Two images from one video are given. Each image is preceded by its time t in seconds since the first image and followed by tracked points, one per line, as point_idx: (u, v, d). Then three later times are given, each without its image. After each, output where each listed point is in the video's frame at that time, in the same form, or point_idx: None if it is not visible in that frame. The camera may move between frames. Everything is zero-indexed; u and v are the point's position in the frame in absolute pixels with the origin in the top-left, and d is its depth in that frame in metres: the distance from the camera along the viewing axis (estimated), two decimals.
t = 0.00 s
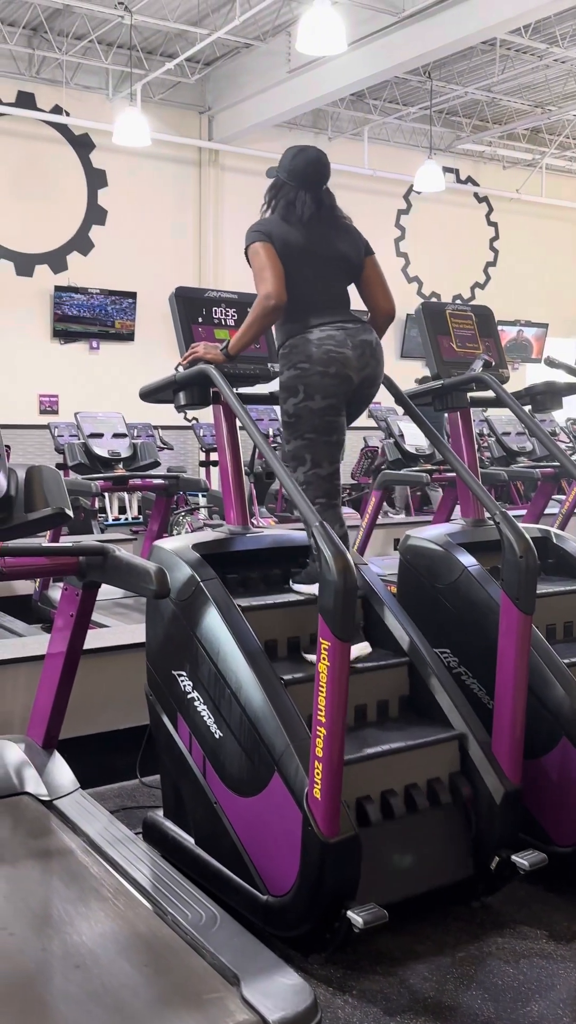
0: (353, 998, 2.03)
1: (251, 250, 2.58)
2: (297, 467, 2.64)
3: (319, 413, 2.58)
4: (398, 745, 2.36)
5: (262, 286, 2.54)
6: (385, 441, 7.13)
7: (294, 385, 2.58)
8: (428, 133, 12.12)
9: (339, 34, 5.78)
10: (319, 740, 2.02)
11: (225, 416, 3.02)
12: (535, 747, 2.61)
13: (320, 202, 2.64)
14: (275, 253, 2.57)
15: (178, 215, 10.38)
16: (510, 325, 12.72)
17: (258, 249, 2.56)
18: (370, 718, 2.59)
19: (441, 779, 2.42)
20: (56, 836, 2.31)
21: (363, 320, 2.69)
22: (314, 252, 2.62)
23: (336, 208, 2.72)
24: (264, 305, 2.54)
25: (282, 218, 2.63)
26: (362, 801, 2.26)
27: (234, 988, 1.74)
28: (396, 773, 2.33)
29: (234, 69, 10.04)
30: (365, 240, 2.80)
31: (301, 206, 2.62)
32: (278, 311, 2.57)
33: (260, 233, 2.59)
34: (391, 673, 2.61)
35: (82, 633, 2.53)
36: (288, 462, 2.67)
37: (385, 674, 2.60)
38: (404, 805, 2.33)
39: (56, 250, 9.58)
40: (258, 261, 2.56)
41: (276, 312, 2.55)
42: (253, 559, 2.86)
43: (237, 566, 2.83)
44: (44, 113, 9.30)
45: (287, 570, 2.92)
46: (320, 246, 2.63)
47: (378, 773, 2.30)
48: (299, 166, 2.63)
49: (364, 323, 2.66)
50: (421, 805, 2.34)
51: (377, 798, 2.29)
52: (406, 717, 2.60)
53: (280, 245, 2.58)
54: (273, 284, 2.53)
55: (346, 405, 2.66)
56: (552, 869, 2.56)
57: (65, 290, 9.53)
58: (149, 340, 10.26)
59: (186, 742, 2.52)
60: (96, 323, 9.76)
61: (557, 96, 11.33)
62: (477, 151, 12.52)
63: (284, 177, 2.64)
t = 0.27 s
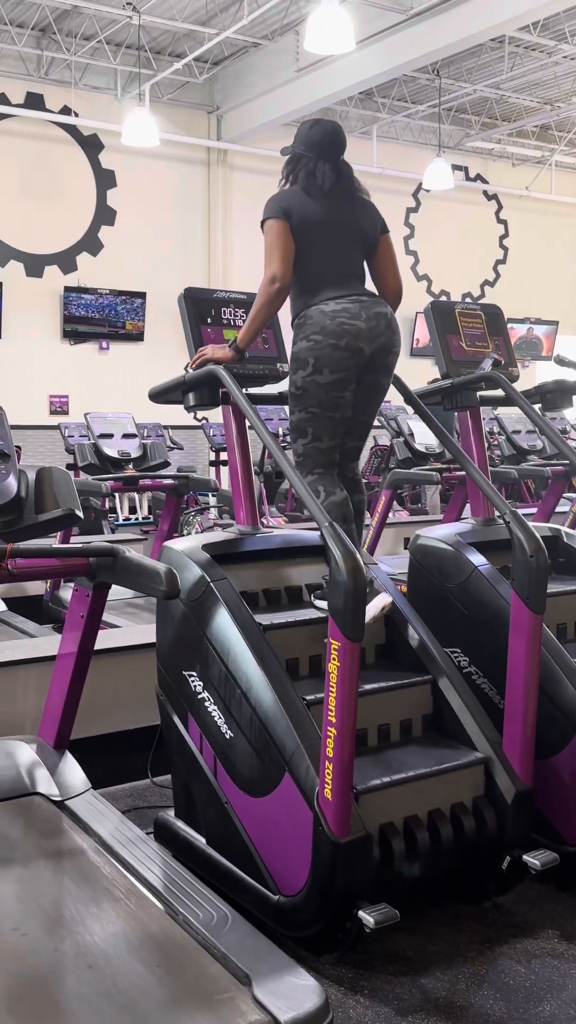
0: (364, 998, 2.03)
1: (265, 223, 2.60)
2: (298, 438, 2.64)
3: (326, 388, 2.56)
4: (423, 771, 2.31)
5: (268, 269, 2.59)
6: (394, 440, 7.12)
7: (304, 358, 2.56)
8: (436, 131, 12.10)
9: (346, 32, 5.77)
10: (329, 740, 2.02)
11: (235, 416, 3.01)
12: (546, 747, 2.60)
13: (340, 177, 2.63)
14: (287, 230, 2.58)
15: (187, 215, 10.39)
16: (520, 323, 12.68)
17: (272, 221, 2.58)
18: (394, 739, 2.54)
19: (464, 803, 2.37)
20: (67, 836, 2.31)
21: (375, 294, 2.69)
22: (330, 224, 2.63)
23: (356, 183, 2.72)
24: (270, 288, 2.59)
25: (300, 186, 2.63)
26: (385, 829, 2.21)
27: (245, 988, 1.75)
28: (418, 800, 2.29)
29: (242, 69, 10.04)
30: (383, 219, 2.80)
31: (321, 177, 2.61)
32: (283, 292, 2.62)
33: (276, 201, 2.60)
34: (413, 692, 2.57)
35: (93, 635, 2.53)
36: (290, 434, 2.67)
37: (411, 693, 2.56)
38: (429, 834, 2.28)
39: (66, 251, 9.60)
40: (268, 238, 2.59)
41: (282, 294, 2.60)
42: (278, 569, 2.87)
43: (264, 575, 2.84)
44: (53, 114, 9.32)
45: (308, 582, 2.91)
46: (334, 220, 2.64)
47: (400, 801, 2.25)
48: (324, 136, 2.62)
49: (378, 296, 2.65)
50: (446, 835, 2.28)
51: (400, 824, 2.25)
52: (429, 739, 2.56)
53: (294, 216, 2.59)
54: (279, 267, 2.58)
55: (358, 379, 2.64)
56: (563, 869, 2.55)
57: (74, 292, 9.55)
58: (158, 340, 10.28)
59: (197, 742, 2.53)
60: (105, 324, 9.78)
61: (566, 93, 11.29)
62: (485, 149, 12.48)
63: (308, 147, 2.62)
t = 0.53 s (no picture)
0: (379, 991, 2.04)
1: (290, 225, 2.60)
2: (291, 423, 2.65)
3: (329, 393, 2.58)
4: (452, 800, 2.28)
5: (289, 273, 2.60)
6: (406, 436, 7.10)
7: (314, 360, 2.56)
8: (447, 126, 12.06)
9: (356, 28, 5.76)
10: (342, 734, 2.03)
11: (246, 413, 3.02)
12: (559, 740, 2.60)
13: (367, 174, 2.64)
14: (311, 233, 2.58)
15: (197, 213, 10.40)
16: (531, 319, 12.65)
17: (297, 224, 2.58)
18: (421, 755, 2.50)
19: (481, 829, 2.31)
20: (82, 830, 2.33)
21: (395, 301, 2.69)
22: (355, 225, 2.62)
23: (381, 184, 2.72)
24: (289, 293, 2.60)
25: (328, 184, 2.63)
26: (399, 854, 2.15)
27: (260, 980, 1.76)
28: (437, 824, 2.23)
29: (251, 65, 10.03)
30: (408, 222, 2.79)
31: (349, 172, 2.61)
32: (303, 297, 2.63)
33: (304, 203, 2.60)
34: (443, 708, 2.53)
35: (107, 631, 2.55)
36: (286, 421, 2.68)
37: (436, 710, 2.51)
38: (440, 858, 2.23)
39: (76, 250, 9.63)
40: (291, 242, 2.59)
41: (302, 299, 2.62)
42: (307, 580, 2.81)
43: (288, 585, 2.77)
44: (64, 113, 9.34)
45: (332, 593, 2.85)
46: (361, 218, 2.63)
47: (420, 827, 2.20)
48: (346, 138, 2.66)
49: (396, 301, 2.65)
50: (454, 857, 2.25)
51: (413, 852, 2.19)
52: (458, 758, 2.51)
53: (321, 217, 2.59)
54: (299, 272, 2.59)
55: (366, 386, 2.65)
56: None
57: (85, 290, 9.57)
58: (169, 338, 10.30)
59: (210, 736, 2.54)
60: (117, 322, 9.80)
61: None
62: (496, 144, 12.44)
63: (330, 147, 2.65)
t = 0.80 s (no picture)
0: (402, 976, 2.07)
1: (317, 231, 2.61)
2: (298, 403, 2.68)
3: (344, 388, 2.59)
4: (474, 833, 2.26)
5: (317, 279, 2.61)
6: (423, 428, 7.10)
7: (332, 355, 2.57)
8: (461, 117, 12.01)
9: (371, 19, 5.75)
10: (364, 722, 2.05)
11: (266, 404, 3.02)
12: None
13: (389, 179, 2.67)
14: (339, 240, 2.59)
15: (212, 207, 10.40)
16: (547, 310, 12.59)
17: (325, 229, 2.58)
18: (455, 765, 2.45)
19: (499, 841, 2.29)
20: (107, 817, 2.36)
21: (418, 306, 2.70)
22: (380, 229, 2.63)
23: (402, 189, 2.75)
24: (315, 299, 2.62)
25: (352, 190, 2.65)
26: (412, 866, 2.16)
27: (285, 963, 1.79)
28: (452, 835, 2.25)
29: (265, 58, 10.02)
30: (429, 228, 2.80)
31: (371, 178, 2.64)
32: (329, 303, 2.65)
33: (332, 209, 2.60)
34: (475, 718, 2.49)
35: (127, 622, 2.58)
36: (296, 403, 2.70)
37: (467, 720, 2.47)
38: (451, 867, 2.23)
39: (92, 245, 9.66)
40: (318, 247, 2.60)
41: (328, 306, 2.64)
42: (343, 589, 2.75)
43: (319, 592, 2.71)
44: (78, 108, 9.37)
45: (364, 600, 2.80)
46: (387, 222, 2.64)
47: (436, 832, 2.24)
48: (366, 146, 2.70)
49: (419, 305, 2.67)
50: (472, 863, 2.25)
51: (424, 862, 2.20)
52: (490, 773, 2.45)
53: (348, 221, 2.59)
54: (328, 279, 2.60)
55: (386, 386, 2.66)
56: None
57: (101, 285, 9.60)
58: (184, 332, 10.32)
59: (232, 725, 2.56)
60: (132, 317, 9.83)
61: None
62: (511, 134, 12.37)
63: (351, 155, 2.68)
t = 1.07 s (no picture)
0: (423, 961, 2.11)
1: (327, 237, 2.62)
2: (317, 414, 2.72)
3: (356, 391, 2.63)
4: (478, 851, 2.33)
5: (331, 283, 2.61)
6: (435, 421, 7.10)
7: (342, 357, 2.61)
8: (472, 108, 11.98)
9: (382, 11, 5.75)
10: (385, 711, 2.07)
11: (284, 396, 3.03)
12: None
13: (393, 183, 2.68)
14: (349, 243, 2.60)
15: (223, 200, 10.42)
16: (559, 301, 12.57)
17: (335, 233, 2.60)
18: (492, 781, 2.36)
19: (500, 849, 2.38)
20: (130, 805, 2.40)
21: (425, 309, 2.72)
22: (387, 234, 2.65)
23: (404, 194, 2.76)
24: (331, 303, 2.61)
25: (357, 196, 2.66)
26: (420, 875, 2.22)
27: (310, 947, 1.82)
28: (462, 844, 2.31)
29: (275, 51, 10.02)
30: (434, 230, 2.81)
31: (376, 183, 2.65)
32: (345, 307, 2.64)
33: (341, 215, 2.62)
34: (506, 730, 2.44)
35: (149, 614, 2.62)
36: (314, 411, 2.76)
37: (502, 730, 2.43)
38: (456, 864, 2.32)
39: (103, 239, 9.69)
40: (331, 252, 2.60)
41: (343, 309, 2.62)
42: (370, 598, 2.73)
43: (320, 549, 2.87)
44: (89, 103, 9.39)
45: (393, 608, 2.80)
46: (393, 227, 2.66)
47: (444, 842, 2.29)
48: (371, 148, 2.68)
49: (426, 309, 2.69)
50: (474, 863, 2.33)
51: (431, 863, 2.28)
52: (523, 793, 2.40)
53: (356, 227, 2.61)
54: (342, 282, 2.59)
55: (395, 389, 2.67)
56: None
57: (112, 278, 9.63)
58: (196, 325, 10.35)
59: (252, 714, 2.59)
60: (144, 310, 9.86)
61: None
62: (523, 125, 12.33)
63: (357, 158, 2.67)
